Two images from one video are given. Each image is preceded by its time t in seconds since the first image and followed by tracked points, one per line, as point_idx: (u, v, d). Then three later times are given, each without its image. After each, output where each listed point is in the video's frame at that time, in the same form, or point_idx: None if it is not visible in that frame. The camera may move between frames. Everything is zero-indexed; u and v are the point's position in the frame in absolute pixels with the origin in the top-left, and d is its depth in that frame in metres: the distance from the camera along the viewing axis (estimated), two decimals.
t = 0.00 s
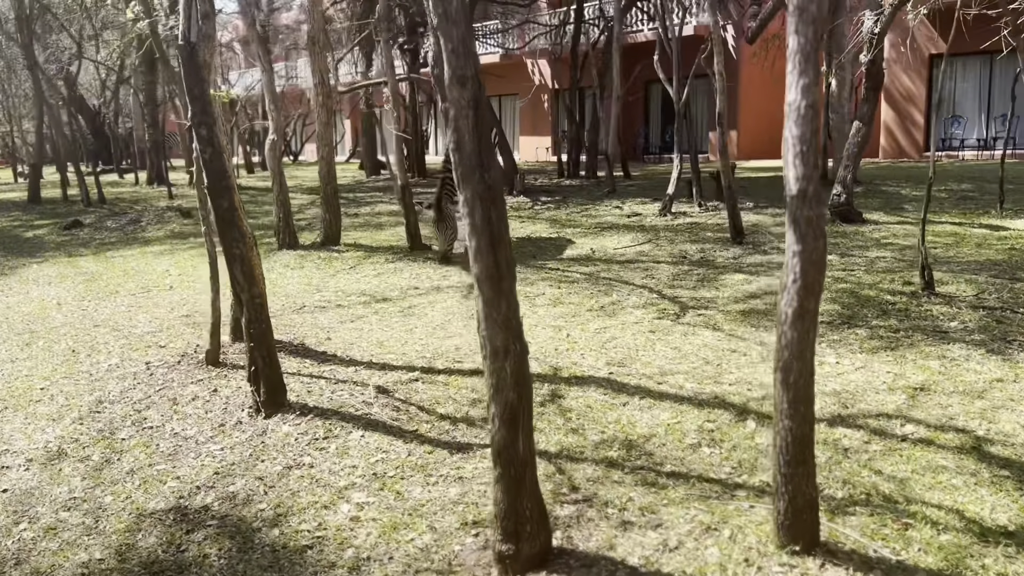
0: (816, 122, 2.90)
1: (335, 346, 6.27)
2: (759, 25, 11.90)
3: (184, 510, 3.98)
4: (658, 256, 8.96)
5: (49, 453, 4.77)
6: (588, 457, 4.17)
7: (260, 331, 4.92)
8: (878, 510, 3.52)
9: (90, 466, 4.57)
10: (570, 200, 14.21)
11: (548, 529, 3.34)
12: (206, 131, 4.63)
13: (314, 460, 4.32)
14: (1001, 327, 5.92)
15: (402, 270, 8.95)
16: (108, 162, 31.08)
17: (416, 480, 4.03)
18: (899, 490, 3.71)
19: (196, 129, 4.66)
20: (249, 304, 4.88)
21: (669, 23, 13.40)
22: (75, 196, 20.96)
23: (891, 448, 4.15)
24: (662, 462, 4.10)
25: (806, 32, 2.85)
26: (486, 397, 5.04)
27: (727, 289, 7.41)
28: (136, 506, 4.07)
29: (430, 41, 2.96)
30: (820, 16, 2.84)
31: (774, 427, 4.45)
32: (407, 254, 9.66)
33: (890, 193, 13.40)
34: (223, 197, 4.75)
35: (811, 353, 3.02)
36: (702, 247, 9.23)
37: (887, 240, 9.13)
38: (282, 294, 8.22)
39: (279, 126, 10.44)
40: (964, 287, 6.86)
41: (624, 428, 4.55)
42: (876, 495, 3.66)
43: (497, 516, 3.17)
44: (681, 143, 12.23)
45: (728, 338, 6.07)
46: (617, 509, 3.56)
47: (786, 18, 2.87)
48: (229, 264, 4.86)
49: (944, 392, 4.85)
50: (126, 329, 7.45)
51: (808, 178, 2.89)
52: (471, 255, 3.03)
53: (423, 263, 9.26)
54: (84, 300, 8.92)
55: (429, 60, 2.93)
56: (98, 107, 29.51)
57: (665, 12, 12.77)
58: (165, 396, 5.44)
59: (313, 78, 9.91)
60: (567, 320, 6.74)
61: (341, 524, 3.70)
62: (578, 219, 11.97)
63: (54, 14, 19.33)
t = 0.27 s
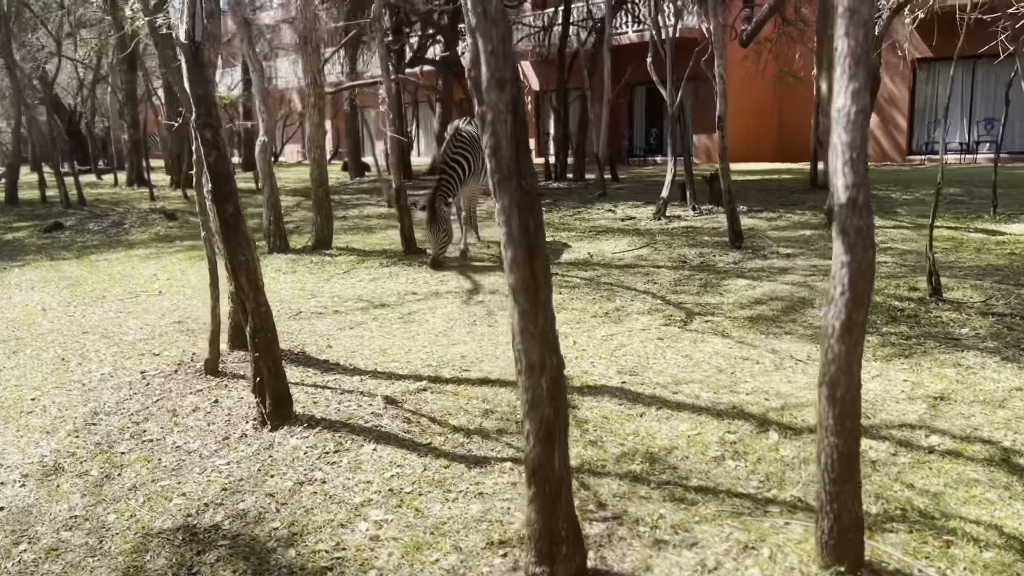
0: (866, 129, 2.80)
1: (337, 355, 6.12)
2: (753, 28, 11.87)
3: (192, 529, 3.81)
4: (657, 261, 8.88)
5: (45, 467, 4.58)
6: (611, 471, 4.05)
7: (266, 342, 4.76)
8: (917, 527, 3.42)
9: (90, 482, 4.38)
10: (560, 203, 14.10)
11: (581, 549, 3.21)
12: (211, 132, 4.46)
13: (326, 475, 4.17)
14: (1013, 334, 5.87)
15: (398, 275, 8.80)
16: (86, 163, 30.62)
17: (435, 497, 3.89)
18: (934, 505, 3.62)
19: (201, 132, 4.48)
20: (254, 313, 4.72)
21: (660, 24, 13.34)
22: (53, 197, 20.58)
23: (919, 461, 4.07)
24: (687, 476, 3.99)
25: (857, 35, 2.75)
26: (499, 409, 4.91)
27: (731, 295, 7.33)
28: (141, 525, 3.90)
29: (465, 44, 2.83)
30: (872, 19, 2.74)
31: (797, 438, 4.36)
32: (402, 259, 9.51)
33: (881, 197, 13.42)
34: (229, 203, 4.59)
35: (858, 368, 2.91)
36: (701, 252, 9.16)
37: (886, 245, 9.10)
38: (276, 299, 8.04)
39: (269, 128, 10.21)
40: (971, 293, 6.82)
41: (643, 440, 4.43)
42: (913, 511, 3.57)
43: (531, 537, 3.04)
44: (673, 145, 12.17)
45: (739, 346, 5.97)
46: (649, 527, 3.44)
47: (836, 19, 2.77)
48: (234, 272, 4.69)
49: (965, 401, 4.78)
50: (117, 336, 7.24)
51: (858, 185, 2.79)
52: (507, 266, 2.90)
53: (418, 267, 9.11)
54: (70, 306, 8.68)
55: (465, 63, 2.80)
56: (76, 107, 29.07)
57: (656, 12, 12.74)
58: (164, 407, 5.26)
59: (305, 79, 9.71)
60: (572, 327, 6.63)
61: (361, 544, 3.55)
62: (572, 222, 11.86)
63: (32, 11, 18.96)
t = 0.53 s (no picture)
0: (913, 130, 2.69)
1: (332, 362, 5.93)
2: (742, 31, 11.82)
3: (193, 548, 3.61)
4: (651, 265, 8.76)
5: (30, 482, 4.34)
6: (629, 484, 3.91)
7: (265, 350, 4.57)
8: (952, 543, 3.32)
9: (80, 498, 4.16)
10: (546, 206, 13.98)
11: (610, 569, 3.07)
12: (208, 131, 4.27)
13: (332, 490, 3.99)
14: (1020, 339, 5.81)
15: (388, 279, 8.61)
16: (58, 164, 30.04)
17: (449, 513, 3.73)
18: (966, 518, 3.51)
19: (198, 130, 4.29)
20: (253, 320, 4.53)
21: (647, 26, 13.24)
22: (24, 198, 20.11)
23: (943, 472, 3.97)
24: (709, 490, 3.86)
25: (905, 32, 2.64)
26: (506, 419, 4.76)
27: (731, 300, 7.23)
28: (138, 544, 3.69)
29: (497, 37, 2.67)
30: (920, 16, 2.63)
31: (816, 449, 4.25)
32: (391, 262, 9.32)
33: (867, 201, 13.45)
34: (227, 205, 4.40)
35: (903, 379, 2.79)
36: (695, 255, 9.06)
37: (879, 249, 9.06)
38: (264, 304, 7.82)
39: (253, 128, 9.96)
40: (972, 298, 6.77)
41: (658, 451, 4.30)
42: (945, 525, 3.46)
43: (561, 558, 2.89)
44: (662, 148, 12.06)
45: (745, 352, 5.86)
46: (677, 544, 3.31)
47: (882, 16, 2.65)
48: (231, 277, 4.49)
49: (981, 409, 4.69)
50: (100, 342, 6.99)
51: (906, 189, 2.67)
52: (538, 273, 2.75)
53: (408, 270, 8.92)
54: (48, 310, 8.40)
55: (497, 58, 2.64)
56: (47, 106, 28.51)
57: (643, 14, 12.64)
58: (154, 418, 5.04)
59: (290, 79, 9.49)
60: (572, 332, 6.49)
61: (374, 564, 3.38)
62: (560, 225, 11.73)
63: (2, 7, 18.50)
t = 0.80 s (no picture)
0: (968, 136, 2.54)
1: (323, 373, 5.70)
2: (729, 34, 11.74)
3: None
4: (643, 270, 8.63)
5: (8, 504, 4.07)
6: (648, 504, 3.75)
7: (259, 363, 4.35)
8: (990, 566, 3.19)
9: (63, 522, 3.90)
10: (529, 210, 13.81)
11: None
12: (202, 132, 4.06)
13: (335, 511, 3.79)
14: None
15: (374, 284, 8.39)
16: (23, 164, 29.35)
17: (461, 535, 3.54)
18: (1001, 539, 3.39)
19: (190, 131, 4.06)
20: (247, 332, 4.31)
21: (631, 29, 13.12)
22: None
23: (969, 488, 3.85)
24: (732, 508, 3.71)
25: (962, 32, 2.49)
26: (511, 433, 4.57)
27: (728, 307, 7.11)
28: (129, 573, 3.45)
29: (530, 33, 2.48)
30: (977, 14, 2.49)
31: (836, 464, 4.11)
32: (376, 267, 9.10)
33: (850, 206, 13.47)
34: (220, 210, 4.18)
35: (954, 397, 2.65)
36: (685, 261, 8.94)
37: (870, 254, 9.00)
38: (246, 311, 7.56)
39: (232, 130, 9.67)
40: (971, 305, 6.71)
41: (673, 467, 4.14)
42: (980, 546, 3.33)
43: None
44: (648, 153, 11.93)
45: (749, 361, 5.73)
46: (706, 569, 3.15)
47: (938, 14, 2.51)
48: (224, 286, 4.27)
49: (998, 421, 4.59)
50: (76, 351, 6.70)
51: (962, 196, 2.52)
52: (571, 287, 2.57)
53: (394, 276, 8.70)
54: (19, 317, 8.07)
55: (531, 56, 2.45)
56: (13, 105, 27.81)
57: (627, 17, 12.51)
58: (139, 433, 4.79)
59: (272, 80, 9.24)
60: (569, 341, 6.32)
61: None
62: (546, 229, 11.57)
63: None
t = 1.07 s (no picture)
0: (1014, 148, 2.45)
1: (311, 386, 5.51)
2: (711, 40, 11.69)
3: None
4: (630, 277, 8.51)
5: None
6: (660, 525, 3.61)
7: (249, 378, 4.15)
8: None
9: (43, 549, 3.66)
10: (509, 215, 13.67)
11: None
12: (190, 136, 3.86)
13: (334, 536, 3.60)
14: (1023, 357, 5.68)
15: (357, 292, 8.19)
16: None
17: (468, 561, 3.38)
18: None
19: (178, 135, 3.87)
20: (237, 346, 4.11)
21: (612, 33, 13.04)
22: None
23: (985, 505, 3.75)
24: (747, 530, 3.58)
25: (1008, 41, 2.39)
26: (511, 450, 4.42)
27: (720, 315, 7.01)
28: None
29: (558, 35, 2.34)
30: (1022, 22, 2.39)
31: (849, 481, 4.00)
32: (358, 274, 8.90)
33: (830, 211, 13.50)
34: (209, 218, 3.99)
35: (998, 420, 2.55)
36: (672, 267, 8.85)
37: (856, 261, 8.97)
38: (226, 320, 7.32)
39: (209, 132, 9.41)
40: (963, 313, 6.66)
41: (682, 485, 4.01)
42: (1007, 569, 3.23)
43: None
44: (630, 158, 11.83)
45: (748, 372, 5.62)
46: None
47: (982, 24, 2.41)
48: (212, 298, 4.07)
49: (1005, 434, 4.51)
50: (48, 363, 6.43)
51: (1010, 210, 2.42)
52: (600, 305, 2.42)
53: (377, 283, 8.51)
54: None
55: (561, 61, 2.31)
56: None
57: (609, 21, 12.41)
58: (120, 453, 4.56)
59: (251, 82, 9.00)
60: (562, 351, 6.18)
61: None
62: (528, 235, 11.43)
63: None
